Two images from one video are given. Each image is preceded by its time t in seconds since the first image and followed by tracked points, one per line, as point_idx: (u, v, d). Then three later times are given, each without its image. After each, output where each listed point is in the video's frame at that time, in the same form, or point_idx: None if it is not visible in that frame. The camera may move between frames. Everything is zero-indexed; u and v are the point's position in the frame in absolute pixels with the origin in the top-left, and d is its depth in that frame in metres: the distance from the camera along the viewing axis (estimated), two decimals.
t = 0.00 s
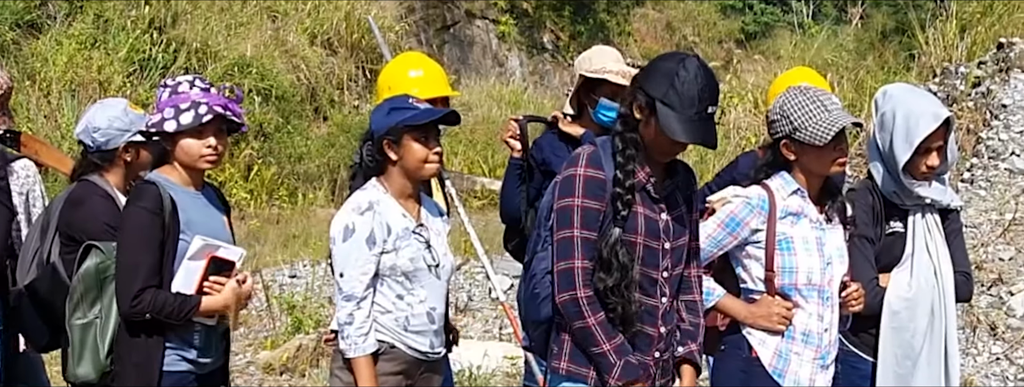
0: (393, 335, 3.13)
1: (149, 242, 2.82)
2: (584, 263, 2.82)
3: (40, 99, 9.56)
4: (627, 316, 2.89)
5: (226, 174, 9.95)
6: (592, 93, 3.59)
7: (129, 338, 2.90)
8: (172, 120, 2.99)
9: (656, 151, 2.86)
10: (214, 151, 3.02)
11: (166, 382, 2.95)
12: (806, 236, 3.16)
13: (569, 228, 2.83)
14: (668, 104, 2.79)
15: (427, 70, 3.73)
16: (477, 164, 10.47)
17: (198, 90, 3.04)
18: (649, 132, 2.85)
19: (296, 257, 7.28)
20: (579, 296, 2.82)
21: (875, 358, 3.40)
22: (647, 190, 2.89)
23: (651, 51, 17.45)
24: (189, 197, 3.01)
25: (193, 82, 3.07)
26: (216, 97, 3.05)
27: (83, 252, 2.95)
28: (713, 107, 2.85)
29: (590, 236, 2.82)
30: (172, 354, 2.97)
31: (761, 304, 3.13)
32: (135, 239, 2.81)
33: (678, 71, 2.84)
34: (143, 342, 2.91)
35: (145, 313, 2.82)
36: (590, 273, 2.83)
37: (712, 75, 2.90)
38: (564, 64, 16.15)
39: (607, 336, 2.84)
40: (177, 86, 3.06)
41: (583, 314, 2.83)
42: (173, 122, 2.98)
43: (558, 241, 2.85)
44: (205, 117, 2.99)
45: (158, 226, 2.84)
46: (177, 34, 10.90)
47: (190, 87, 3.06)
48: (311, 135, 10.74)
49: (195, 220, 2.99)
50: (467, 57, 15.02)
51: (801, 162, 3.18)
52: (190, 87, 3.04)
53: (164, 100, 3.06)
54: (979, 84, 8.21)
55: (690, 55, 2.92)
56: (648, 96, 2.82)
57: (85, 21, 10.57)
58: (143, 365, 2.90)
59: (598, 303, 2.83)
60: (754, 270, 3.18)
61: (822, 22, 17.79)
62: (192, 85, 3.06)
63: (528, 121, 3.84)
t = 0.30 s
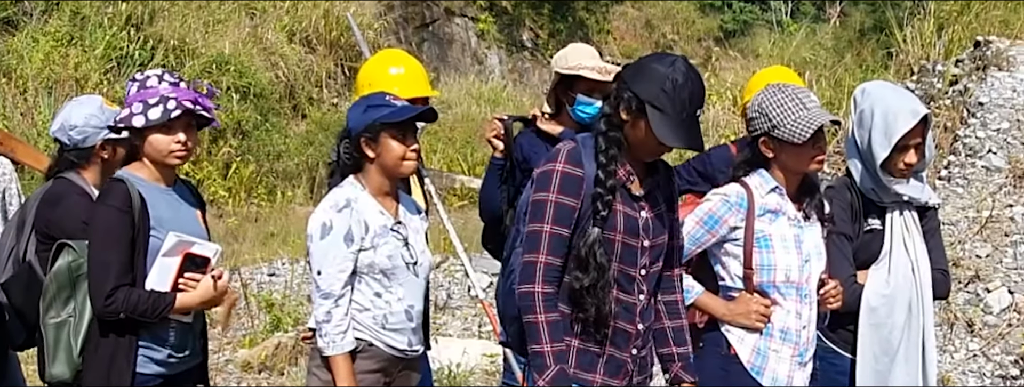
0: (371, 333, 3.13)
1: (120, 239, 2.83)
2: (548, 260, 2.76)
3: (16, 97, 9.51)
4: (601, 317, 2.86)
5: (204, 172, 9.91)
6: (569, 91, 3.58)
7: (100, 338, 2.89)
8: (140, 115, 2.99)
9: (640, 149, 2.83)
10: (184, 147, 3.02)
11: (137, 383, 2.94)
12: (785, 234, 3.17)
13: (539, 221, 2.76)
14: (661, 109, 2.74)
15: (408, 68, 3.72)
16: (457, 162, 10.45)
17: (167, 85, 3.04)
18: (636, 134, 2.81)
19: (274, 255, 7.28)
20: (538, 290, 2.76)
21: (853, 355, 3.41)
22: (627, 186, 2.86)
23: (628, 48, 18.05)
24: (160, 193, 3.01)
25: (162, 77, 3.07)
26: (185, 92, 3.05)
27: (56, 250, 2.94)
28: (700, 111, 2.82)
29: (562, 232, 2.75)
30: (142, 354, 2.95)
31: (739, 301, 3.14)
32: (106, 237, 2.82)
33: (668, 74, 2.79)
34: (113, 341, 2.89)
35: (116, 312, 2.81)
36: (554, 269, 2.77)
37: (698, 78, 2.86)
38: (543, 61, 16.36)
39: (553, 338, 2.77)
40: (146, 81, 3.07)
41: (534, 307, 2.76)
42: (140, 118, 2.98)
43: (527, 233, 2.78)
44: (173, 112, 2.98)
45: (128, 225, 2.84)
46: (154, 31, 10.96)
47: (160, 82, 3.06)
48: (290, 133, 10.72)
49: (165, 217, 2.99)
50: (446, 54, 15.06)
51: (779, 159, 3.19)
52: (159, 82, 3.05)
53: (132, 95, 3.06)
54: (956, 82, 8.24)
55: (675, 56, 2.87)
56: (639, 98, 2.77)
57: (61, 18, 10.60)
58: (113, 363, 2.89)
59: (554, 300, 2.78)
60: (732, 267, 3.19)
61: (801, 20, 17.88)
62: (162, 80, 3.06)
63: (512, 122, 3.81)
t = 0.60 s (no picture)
0: (349, 331, 3.13)
1: (83, 236, 2.83)
2: (530, 257, 2.74)
3: None
4: (578, 317, 2.85)
5: (182, 170, 9.87)
6: (545, 89, 3.55)
7: (67, 337, 2.90)
8: (105, 111, 2.98)
9: (626, 149, 2.84)
10: (150, 141, 3.01)
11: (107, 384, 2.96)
12: (762, 231, 3.17)
13: (522, 219, 2.74)
14: (650, 112, 2.75)
15: (387, 66, 3.72)
16: (435, 160, 10.42)
17: (131, 79, 3.03)
18: (622, 134, 2.82)
19: (252, 253, 7.27)
20: (518, 286, 2.73)
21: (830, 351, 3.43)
22: (609, 186, 2.84)
23: (607, 47, 18.29)
24: (127, 189, 3.00)
25: (125, 71, 3.06)
26: (149, 85, 3.05)
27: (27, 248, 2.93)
28: (688, 113, 2.83)
29: (544, 230, 2.74)
30: (112, 353, 2.97)
31: (717, 299, 3.14)
32: (68, 233, 2.83)
33: (659, 76, 2.81)
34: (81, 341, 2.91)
35: (80, 310, 2.82)
36: (536, 266, 2.76)
37: (687, 80, 2.87)
38: (521, 59, 16.52)
39: (531, 336, 2.74)
40: (111, 75, 3.06)
41: (515, 305, 2.74)
42: (106, 115, 2.97)
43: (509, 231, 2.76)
44: (137, 106, 2.98)
45: (92, 222, 2.84)
46: (131, 28, 10.91)
47: (123, 75, 3.05)
48: (268, 131, 10.70)
49: (133, 212, 2.98)
50: (425, 52, 15.04)
51: (756, 156, 3.19)
52: (123, 76, 3.04)
53: (97, 90, 3.05)
54: (933, 80, 8.26)
55: (666, 58, 2.88)
56: (628, 100, 2.77)
57: (37, 15, 10.57)
58: (82, 362, 2.91)
59: (533, 297, 2.75)
60: (710, 265, 3.19)
61: (778, 18, 17.92)
62: (125, 74, 3.05)
63: (491, 120, 3.81)
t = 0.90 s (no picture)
0: (328, 329, 3.12)
1: (51, 234, 2.83)
2: (523, 257, 2.76)
3: None
4: (560, 319, 2.84)
5: (158, 168, 9.84)
6: (523, 87, 3.55)
7: (37, 337, 2.90)
8: (78, 108, 2.96)
9: (611, 149, 2.82)
10: (124, 138, 2.99)
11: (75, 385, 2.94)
12: (740, 228, 3.18)
13: (512, 218, 2.75)
14: (637, 113, 2.74)
15: (367, 63, 3.71)
16: (414, 157, 10.39)
17: (103, 75, 3.01)
18: (608, 135, 2.80)
19: (229, 251, 7.26)
20: (512, 287, 2.75)
21: (810, 350, 3.44)
22: (595, 187, 2.84)
23: (585, 45, 18.37)
24: (98, 188, 2.98)
25: (99, 68, 3.04)
26: (122, 81, 3.02)
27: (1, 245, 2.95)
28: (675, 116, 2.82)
29: (533, 229, 2.75)
30: (80, 354, 2.95)
31: (695, 296, 3.15)
32: (37, 231, 2.83)
33: (648, 77, 2.79)
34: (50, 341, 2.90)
35: (47, 310, 2.81)
36: (527, 266, 2.77)
37: (675, 84, 2.85)
38: (499, 57, 16.58)
39: (528, 334, 2.76)
40: (83, 72, 3.03)
41: (510, 306, 2.76)
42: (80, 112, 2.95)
43: (500, 230, 2.78)
44: (110, 103, 2.95)
45: (61, 221, 2.84)
46: (106, 25, 10.90)
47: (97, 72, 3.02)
48: (245, 128, 10.78)
49: (103, 211, 2.96)
50: (404, 49, 15.25)
51: (734, 155, 3.20)
52: (96, 72, 3.01)
53: (70, 87, 3.02)
54: (910, 78, 8.29)
55: (656, 60, 2.87)
56: (617, 99, 2.76)
57: (12, 11, 10.47)
58: (51, 362, 2.89)
59: (528, 298, 2.77)
60: (688, 262, 3.20)
61: (756, 16, 17.96)
62: (99, 70, 3.03)
63: (473, 119, 3.78)
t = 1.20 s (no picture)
0: (310, 327, 3.12)
1: (22, 232, 2.81)
2: (509, 257, 2.71)
3: None
4: (545, 321, 2.81)
5: (134, 165, 9.82)
6: (501, 84, 3.56)
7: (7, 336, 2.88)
8: (50, 105, 2.93)
9: (592, 149, 2.77)
10: (97, 137, 2.98)
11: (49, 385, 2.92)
12: (717, 225, 3.19)
13: (498, 218, 2.70)
14: (619, 112, 2.70)
15: (344, 60, 3.70)
16: (391, 155, 10.37)
17: (78, 73, 2.99)
18: (589, 135, 2.76)
19: (206, 249, 7.24)
20: (501, 288, 2.71)
21: (782, 345, 3.44)
22: (577, 187, 2.81)
23: (563, 43, 18.43)
24: (70, 186, 2.97)
25: (73, 65, 3.01)
26: (96, 78, 3.00)
27: None
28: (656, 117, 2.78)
29: (518, 230, 2.71)
30: (54, 353, 2.94)
31: (672, 294, 3.15)
32: (8, 228, 2.81)
33: (631, 77, 2.75)
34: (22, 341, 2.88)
35: (19, 308, 2.81)
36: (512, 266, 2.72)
37: (658, 85, 2.81)
38: (477, 55, 16.60)
39: (519, 333, 2.72)
40: (57, 69, 3.01)
41: (500, 306, 2.71)
42: (52, 110, 2.92)
43: (484, 231, 2.73)
44: (84, 101, 2.93)
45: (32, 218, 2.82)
46: (81, 22, 10.76)
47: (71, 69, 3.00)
48: (221, 126, 10.80)
49: (74, 210, 2.94)
50: (381, 47, 15.24)
51: (710, 152, 3.20)
52: (70, 70, 2.99)
53: (42, 84, 2.99)
54: (886, 76, 8.33)
55: (639, 61, 2.82)
56: (599, 99, 2.71)
57: None
58: (23, 362, 2.87)
59: (516, 297, 2.73)
60: (666, 260, 3.21)
61: (734, 14, 17.99)
62: (73, 67, 3.00)
63: (451, 116, 3.74)
